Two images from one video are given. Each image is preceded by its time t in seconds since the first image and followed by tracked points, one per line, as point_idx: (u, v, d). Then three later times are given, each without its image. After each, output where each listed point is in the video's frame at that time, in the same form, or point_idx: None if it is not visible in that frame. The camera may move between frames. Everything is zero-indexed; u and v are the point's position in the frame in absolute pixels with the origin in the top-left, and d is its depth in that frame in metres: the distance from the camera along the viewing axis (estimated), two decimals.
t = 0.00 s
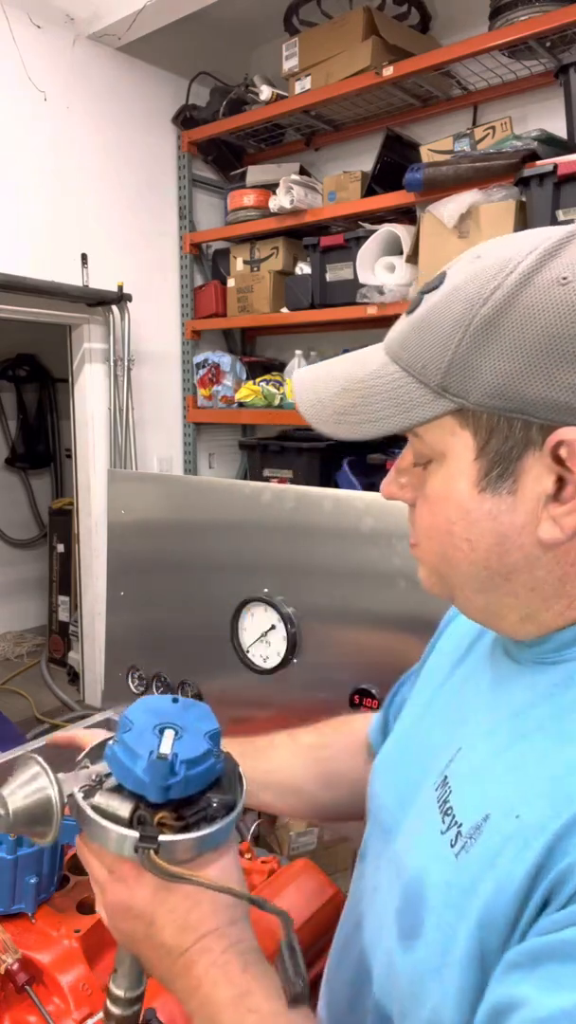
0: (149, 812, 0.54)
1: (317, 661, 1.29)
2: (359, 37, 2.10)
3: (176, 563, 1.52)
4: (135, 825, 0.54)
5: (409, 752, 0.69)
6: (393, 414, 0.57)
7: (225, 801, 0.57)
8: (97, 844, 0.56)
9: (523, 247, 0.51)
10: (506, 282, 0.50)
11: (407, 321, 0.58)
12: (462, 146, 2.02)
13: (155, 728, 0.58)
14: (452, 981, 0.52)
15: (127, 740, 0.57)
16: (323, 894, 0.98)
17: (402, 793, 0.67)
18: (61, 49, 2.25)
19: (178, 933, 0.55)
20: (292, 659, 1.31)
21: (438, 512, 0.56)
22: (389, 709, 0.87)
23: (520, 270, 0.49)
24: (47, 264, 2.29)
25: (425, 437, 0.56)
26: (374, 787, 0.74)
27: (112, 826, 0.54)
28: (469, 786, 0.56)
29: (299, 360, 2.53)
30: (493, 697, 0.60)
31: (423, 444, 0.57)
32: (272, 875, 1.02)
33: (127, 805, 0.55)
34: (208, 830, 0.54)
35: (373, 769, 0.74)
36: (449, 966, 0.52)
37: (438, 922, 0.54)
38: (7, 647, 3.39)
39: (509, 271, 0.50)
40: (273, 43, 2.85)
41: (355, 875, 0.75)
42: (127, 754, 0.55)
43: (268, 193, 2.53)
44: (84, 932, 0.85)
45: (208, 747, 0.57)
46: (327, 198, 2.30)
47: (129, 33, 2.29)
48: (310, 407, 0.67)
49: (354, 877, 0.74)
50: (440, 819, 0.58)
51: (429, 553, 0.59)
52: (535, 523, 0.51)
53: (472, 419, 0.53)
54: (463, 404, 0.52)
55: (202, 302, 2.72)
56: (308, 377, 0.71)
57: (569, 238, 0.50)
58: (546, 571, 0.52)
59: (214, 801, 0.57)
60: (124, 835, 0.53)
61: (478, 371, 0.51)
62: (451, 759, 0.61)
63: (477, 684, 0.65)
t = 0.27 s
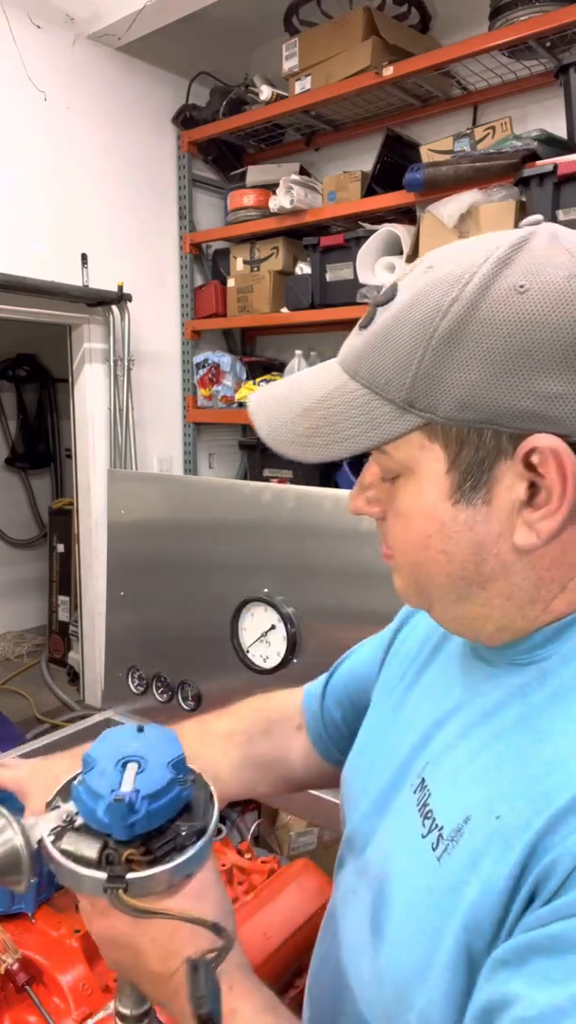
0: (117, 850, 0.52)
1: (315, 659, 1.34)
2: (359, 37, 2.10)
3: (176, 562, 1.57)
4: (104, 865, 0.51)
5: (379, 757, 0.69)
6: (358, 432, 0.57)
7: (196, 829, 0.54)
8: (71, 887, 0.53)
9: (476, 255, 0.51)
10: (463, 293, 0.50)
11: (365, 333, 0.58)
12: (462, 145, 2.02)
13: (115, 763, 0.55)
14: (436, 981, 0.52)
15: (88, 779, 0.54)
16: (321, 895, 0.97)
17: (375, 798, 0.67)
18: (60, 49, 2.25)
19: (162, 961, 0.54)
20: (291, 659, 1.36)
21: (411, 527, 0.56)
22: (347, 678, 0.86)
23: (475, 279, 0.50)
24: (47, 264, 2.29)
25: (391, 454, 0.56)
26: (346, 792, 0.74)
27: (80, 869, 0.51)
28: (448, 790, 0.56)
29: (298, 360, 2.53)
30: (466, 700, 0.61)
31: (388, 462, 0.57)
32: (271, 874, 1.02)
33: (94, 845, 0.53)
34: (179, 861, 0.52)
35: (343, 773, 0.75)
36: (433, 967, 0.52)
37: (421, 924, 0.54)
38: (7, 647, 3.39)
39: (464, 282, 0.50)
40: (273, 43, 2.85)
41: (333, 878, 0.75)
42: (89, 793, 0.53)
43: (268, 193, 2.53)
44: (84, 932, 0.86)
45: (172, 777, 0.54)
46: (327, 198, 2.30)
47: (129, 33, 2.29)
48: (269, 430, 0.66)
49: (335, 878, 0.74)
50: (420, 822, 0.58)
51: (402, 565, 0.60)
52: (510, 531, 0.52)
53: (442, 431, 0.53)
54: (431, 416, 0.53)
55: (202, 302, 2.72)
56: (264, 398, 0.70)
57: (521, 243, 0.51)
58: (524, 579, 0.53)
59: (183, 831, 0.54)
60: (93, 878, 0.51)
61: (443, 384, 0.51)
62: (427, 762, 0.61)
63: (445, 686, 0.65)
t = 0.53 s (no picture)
0: (74, 868, 0.54)
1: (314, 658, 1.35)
2: (359, 38, 2.10)
3: (176, 562, 1.58)
4: (61, 882, 0.53)
5: (361, 760, 0.70)
6: (358, 436, 0.56)
7: (155, 839, 0.56)
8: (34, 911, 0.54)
9: (474, 253, 0.51)
10: (465, 292, 0.50)
11: (354, 336, 0.57)
12: (462, 146, 2.02)
13: (72, 781, 0.57)
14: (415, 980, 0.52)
15: (45, 799, 0.55)
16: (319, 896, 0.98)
17: (358, 801, 0.68)
18: (60, 50, 2.25)
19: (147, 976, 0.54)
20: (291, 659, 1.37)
21: (409, 533, 0.55)
22: (331, 679, 0.85)
23: (477, 279, 0.50)
24: (46, 264, 2.29)
25: (390, 458, 0.55)
26: (330, 791, 0.74)
27: (38, 889, 0.53)
28: (429, 792, 0.57)
29: (299, 360, 2.53)
30: (445, 701, 0.61)
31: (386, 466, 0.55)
32: (271, 875, 1.03)
33: (51, 863, 0.54)
34: (137, 873, 0.53)
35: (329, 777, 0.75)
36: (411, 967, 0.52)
37: (402, 924, 0.54)
38: (7, 647, 3.39)
39: (466, 281, 0.50)
40: (273, 43, 2.85)
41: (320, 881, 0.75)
42: (45, 814, 0.54)
43: (268, 193, 2.53)
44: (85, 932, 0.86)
45: (129, 790, 0.56)
46: (327, 198, 2.30)
47: (129, 33, 2.29)
48: (259, 439, 0.62)
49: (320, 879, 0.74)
50: (400, 823, 0.59)
51: (394, 573, 0.58)
52: (515, 530, 0.52)
53: (441, 433, 0.52)
54: (432, 418, 0.52)
55: (202, 302, 2.72)
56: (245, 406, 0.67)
57: (517, 242, 0.51)
58: (527, 578, 0.53)
59: (141, 843, 0.56)
60: (49, 896, 0.52)
61: (446, 385, 0.51)
62: (407, 763, 0.62)
63: (425, 689, 0.66)
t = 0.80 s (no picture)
0: (55, 864, 0.55)
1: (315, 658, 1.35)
2: (359, 37, 2.10)
3: (177, 562, 1.58)
4: (40, 878, 0.55)
5: (362, 760, 0.70)
6: (358, 435, 0.56)
7: (137, 839, 0.58)
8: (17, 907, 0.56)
9: (472, 254, 0.51)
10: (464, 292, 0.50)
11: (352, 334, 0.57)
12: (462, 146, 2.02)
13: (56, 776, 0.58)
14: (405, 980, 0.52)
15: (29, 793, 0.57)
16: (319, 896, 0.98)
17: (357, 802, 0.68)
18: (60, 50, 2.25)
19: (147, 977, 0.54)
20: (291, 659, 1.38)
21: (407, 535, 0.55)
22: (340, 679, 0.86)
23: (475, 279, 0.50)
24: (47, 264, 2.29)
25: (389, 458, 0.55)
26: (332, 791, 0.75)
27: (18, 885, 0.55)
28: (424, 792, 0.57)
29: (299, 360, 2.53)
30: (444, 702, 0.61)
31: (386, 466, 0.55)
32: (271, 875, 1.03)
33: (32, 859, 0.56)
34: (113, 873, 0.55)
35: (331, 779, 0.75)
36: (402, 967, 0.53)
37: (394, 924, 0.54)
38: (7, 647, 3.39)
39: (464, 281, 0.50)
40: (273, 43, 2.85)
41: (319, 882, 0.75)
42: (28, 808, 0.56)
43: (268, 193, 2.53)
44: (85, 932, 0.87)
45: (111, 788, 0.57)
46: (327, 198, 2.30)
47: (129, 33, 2.29)
48: (257, 441, 0.63)
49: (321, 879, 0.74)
50: (396, 823, 0.59)
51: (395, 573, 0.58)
52: (513, 531, 0.52)
53: (439, 434, 0.52)
54: (430, 420, 0.52)
55: (202, 302, 2.72)
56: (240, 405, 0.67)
57: (515, 242, 0.51)
58: (527, 578, 0.53)
59: (122, 842, 0.57)
60: (28, 891, 0.54)
61: (445, 386, 0.51)
62: (405, 765, 0.62)
63: (426, 691, 0.66)
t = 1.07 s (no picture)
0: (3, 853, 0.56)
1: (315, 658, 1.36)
2: (359, 38, 2.10)
3: (177, 562, 1.58)
4: None
5: (375, 760, 0.70)
6: (389, 423, 0.53)
7: (87, 835, 0.57)
8: None
9: (530, 239, 0.49)
10: (520, 279, 0.48)
11: (388, 316, 0.54)
12: (462, 146, 2.02)
13: (20, 763, 0.60)
14: (404, 987, 0.52)
15: None
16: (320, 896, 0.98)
17: (368, 802, 0.68)
18: (60, 49, 2.25)
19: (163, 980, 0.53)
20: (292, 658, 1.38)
21: (433, 529, 0.54)
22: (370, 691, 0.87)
23: (533, 265, 0.47)
24: (47, 264, 2.29)
25: (416, 451, 0.53)
26: (341, 791, 0.74)
27: None
28: (431, 799, 0.57)
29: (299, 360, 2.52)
30: (462, 706, 0.61)
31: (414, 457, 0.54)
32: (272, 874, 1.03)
33: None
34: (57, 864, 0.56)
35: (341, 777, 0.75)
36: (402, 974, 0.53)
37: (393, 931, 0.55)
38: (7, 647, 3.39)
39: (521, 266, 0.48)
40: (273, 43, 2.85)
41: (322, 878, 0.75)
42: None
43: (268, 193, 2.53)
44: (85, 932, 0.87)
45: (64, 780, 0.56)
46: (327, 198, 2.30)
47: (129, 33, 2.29)
48: (285, 418, 0.60)
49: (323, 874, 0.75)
50: (401, 829, 0.59)
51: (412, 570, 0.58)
52: (543, 533, 0.51)
53: (478, 427, 0.51)
54: (471, 410, 0.50)
55: (202, 302, 2.72)
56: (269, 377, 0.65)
57: None
58: (553, 579, 0.53)
59: (72, 835, 0.57)
60: None
61: (492, 376, 0.49)
62: (414, 770, 0.62)
63: (444, 694, 0.66)
